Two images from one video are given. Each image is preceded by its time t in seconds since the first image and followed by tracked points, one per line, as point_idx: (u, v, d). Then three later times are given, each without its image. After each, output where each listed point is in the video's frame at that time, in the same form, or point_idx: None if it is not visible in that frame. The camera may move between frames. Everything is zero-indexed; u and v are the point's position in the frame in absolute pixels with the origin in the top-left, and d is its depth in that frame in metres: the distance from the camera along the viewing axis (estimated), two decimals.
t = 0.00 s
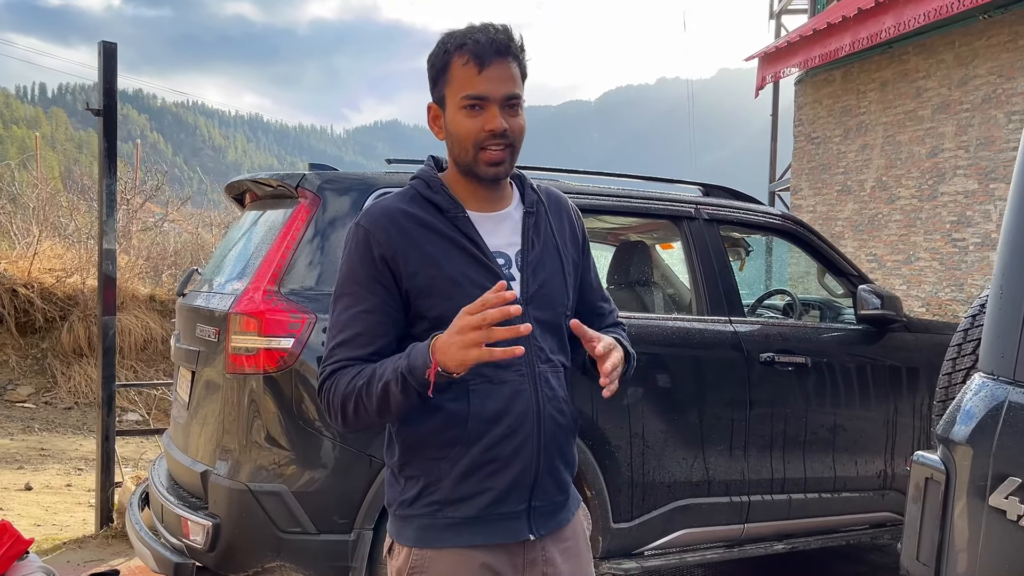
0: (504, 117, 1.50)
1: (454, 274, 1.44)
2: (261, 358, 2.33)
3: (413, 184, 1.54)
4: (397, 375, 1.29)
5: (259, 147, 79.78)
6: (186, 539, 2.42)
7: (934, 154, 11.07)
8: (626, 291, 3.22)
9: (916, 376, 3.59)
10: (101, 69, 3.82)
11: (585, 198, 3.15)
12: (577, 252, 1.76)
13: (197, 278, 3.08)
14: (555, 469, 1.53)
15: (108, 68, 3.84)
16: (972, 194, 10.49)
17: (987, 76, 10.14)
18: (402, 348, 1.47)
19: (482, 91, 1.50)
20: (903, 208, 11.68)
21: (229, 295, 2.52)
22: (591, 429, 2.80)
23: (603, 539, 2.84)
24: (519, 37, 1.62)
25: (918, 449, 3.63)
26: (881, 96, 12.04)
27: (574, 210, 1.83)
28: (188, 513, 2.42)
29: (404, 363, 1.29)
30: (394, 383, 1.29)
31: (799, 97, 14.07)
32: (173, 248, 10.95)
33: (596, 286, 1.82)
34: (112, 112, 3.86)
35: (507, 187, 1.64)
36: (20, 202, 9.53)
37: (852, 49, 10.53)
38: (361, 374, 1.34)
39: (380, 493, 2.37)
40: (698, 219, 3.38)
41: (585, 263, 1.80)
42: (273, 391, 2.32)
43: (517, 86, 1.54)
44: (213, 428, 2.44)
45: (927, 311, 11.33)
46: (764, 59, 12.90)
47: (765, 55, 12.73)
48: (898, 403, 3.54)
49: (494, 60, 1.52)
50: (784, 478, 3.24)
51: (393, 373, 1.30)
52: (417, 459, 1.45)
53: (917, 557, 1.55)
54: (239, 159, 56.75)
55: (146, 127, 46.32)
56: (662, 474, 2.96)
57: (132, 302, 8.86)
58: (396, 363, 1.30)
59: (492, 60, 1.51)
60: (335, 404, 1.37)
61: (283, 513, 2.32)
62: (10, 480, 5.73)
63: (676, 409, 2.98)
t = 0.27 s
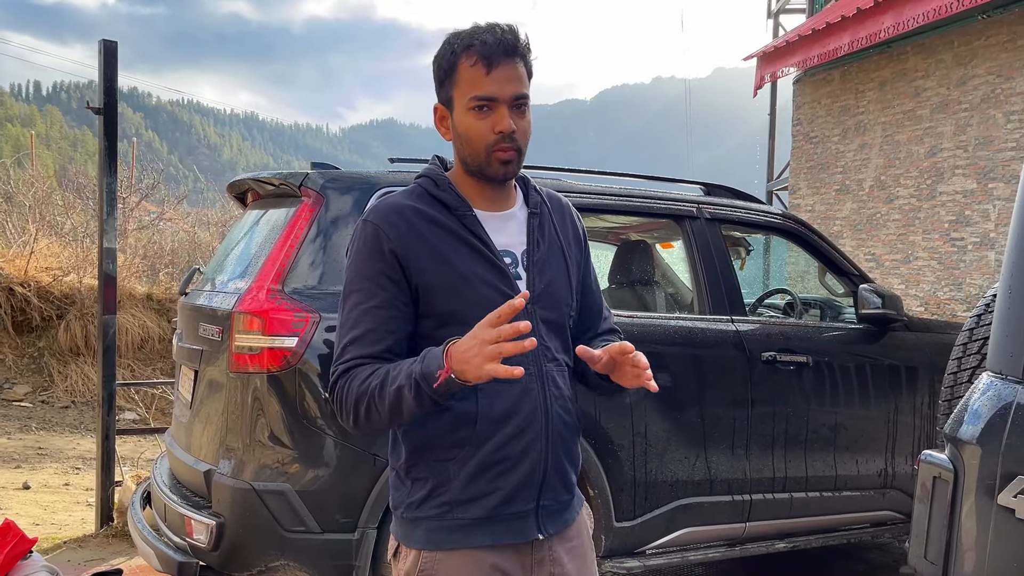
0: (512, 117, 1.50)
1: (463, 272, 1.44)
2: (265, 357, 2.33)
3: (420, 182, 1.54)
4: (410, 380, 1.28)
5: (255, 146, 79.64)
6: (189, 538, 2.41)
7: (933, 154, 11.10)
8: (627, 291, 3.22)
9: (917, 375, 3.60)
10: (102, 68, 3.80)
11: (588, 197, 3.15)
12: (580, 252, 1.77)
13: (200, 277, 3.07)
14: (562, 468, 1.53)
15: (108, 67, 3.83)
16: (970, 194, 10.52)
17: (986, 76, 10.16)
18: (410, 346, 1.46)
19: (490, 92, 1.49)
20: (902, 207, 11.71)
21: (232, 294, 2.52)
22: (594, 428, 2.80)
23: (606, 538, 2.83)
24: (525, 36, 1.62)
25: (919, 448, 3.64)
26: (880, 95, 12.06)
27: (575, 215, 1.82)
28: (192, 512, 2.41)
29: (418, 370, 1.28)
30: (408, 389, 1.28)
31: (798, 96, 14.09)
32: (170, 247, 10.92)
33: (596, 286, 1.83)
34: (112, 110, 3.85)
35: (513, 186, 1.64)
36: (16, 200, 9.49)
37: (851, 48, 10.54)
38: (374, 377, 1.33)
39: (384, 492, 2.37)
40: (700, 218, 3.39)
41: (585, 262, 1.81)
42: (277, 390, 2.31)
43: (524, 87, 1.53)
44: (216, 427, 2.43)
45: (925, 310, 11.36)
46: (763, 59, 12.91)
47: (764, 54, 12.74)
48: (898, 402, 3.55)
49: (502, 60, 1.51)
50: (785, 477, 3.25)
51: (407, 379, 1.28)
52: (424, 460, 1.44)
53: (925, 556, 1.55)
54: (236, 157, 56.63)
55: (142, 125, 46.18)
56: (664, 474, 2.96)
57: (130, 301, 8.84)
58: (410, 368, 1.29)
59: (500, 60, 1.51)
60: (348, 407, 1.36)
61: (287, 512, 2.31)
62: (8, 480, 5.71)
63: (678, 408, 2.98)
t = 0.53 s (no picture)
0: (518, 116, 1.49)
1: (469, 276, 1.43)
2: (266, 355, 2.32)
3: (421, 181, 1.52)
4: (444, 428, 1.32)
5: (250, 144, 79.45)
6: (190, 535, 2.41)
7: (928, 153, 11.14)
8: (626, 289, 3.23)
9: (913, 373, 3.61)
10: (99, 66, 3.79)
11: (587, 195, 3.16)
12: (576, 251, 1.79)
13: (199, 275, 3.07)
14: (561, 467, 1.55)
15: (106, 64, 3.81)
16: (966, 192, 10.55)
17: (982, 74, 10.20)
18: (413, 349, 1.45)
19: (495, 91, 1.48)
20: (898, 206, 11.75)
21: (232, 292, 2.51)
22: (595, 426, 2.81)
23: (605, 535, 2.85)
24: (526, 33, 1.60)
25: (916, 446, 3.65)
26: (876, 94, 12.09)
27: (573, 216, 1.84)
28: (192, 510, 2.41)
29: (454, 423, 1.32)
30: (438, 435, 1.32)
31: (794, 95, 14.11)
32: (165, 245, 10.90)
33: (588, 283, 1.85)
34: (110, 108, 3.84)
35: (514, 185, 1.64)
36: (11, 198, 9.44)
37: (848, 47, 10.57)
38: (389, 401, 1.35)
39: (385, 490, 2.37)
40: (699, 217, 3.39)
41: (581, 260, 1.81)
42: (279, 389, 2.31)
43: (529, 84, 1.52)
44: (217, 425, 2.43)
45: (921, 308, 11.40)
46: (759, 57, 12.93)
47: (761, 52, 12.76)
48: (896, 399, 3.56)
49: (506, 58, 1.50)
50: (783, 474, 3.26)
51: (439, 424, 1.33)
52: (426, 461, 1.44)
53: (928, 552, 1.56)
54: (231, 155, 56.48)
55: (136, 123, 46.01)
56: (663, 471, 2.97)
57: (126, 300, 8.82)
58: (445, 417, 1.33)
59: (505, 58, 1.50)
60: (357, 418, 1.37)
61: (288, 509, 2.32)
62: (4, 478, 5.70)
63: (677, 405, 2.99)
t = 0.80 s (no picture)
0: (546, 129, 1.46)
1: (478, 281, 1.39)
2: (264, 352, 2.32)
3: (424, 180, 1.44)
4: (474, 437, 1.31)
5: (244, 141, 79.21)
6: (188, 532, 2.41)
7: (923, 151, 11.18)
8: (622, 286, 3.23)
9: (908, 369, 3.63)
10: (95, 62, 3.78)
11: (584, 193, 3.16)
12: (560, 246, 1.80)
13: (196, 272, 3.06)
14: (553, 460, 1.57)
15: (102, 61, 3.80)
16: (960, 190, 10.60)
17: (976, 73, 10.24)
18: (415, 354, 1.40)
19: (531, 100, 1.42)
20: (892, 204, 11.79)
21: (229, 289, 2.51)
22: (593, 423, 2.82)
23: (602, 531, 2.86)
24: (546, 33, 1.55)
25: (911, 443, 3.67)
26: (870, 92, 12.13)
27: (557, 204, 1.87)
28: (191, 507, 2.41)
29: (485, 430, 1.32)
30: (467, 443, 1.31)
31: (789, 93, 14.14)
32: (160, 243, 10.86)
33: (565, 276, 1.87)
34: (106, 104, 3.82)
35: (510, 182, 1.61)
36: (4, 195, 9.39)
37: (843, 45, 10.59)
38: (410, 411, 1.30)
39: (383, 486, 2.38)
40: (695, 214, 3.40)
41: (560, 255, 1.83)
42: (278, 386, 2.31)
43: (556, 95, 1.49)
44: (215, 422, 2.43)
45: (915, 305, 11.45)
46: (754, 56, 12.94)
47: (756, 50, 12.77)
48: (890, 396, 3.58)
49: (541, 67, 1.45)
50: (779, 471, 3.27)
51: (467, 433, 1.31)
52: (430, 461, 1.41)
53: (926, 546, 1.57)
54: (224, 153, 56.31)
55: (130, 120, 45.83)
56: (660, 468, 2.98)
57: (120, 297, 8.78)
58: (474, 424, 1.31)
59: (540, 66, 1.44)
60: (369, 430, 1.30)
61: (287, 506, 2.32)
62: None
63: (674, 402, 3.00)
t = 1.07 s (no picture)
0: (562, 139, 1.46)
1: (498, 283, 1.39)
2: (261, 349, 2.32)
3: (441, 184, 1.41)
4: (515, 417, 1.30)
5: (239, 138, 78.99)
6: (185, 530, 2.41)
7: (918, 149, 11.22)
8: (618, 284, 3.24)
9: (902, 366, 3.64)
10: (90, 59, 3.77)
11: (581, 190, 3.17)
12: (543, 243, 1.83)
13: (192, 269, 3.05)
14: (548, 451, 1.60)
15: (97, 58, 3.78)
16: (955, 188, 10.64)
17: (971, 71, 10.27)
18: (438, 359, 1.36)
19: (550, 111, 1.42)
20: (887, 202, 11.83)
21: (226, 286, 2.50)
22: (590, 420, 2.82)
23: (599, 528, 2.87)
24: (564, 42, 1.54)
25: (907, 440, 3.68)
26: (865, 91, 12.16)
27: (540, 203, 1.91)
28: (188, 504, 2.40)
29: (525, 406, 1.30)
30: (509, 423, 1.30)
31: (784, 91, 14.15)
32: (154, 240, 10.83)
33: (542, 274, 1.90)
34: (101, 101, 3.81)
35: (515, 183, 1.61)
36: None
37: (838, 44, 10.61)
38: (448, 406, 1.27)
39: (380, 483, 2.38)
40: (692, 212, 3.41)
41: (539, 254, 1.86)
42: (276, 383, 2.31)
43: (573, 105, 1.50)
44: (211, 419, 2.43)
45: (910, 303, 11.50)
46: (749, 54, 12.94)
47: (751, 48, 12.78)
48: (885, 393, 3.59)
49: (561, 79, 1.45)
50: (776, 468, 3.28)
51: (508, 414, 1.30)
52: (448, 456, 1.39)
53: (922, 542, 1.58)
54: (219, 150, 56.13)
55: (124, 118, 45.64)
56: (657, 465, 2.99)
57: (114, 295, 8.75)
58: (512, 405, 1.30)
59: (560, 77, 1.44)
60: (411, 436, 1.26)
61: (284, 503, 2.31)
62: None
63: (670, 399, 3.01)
